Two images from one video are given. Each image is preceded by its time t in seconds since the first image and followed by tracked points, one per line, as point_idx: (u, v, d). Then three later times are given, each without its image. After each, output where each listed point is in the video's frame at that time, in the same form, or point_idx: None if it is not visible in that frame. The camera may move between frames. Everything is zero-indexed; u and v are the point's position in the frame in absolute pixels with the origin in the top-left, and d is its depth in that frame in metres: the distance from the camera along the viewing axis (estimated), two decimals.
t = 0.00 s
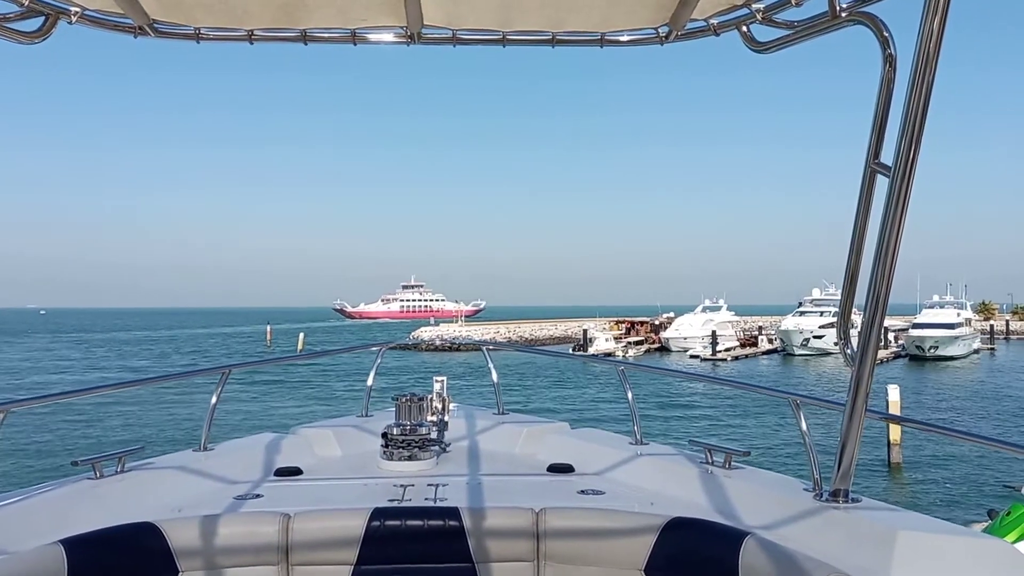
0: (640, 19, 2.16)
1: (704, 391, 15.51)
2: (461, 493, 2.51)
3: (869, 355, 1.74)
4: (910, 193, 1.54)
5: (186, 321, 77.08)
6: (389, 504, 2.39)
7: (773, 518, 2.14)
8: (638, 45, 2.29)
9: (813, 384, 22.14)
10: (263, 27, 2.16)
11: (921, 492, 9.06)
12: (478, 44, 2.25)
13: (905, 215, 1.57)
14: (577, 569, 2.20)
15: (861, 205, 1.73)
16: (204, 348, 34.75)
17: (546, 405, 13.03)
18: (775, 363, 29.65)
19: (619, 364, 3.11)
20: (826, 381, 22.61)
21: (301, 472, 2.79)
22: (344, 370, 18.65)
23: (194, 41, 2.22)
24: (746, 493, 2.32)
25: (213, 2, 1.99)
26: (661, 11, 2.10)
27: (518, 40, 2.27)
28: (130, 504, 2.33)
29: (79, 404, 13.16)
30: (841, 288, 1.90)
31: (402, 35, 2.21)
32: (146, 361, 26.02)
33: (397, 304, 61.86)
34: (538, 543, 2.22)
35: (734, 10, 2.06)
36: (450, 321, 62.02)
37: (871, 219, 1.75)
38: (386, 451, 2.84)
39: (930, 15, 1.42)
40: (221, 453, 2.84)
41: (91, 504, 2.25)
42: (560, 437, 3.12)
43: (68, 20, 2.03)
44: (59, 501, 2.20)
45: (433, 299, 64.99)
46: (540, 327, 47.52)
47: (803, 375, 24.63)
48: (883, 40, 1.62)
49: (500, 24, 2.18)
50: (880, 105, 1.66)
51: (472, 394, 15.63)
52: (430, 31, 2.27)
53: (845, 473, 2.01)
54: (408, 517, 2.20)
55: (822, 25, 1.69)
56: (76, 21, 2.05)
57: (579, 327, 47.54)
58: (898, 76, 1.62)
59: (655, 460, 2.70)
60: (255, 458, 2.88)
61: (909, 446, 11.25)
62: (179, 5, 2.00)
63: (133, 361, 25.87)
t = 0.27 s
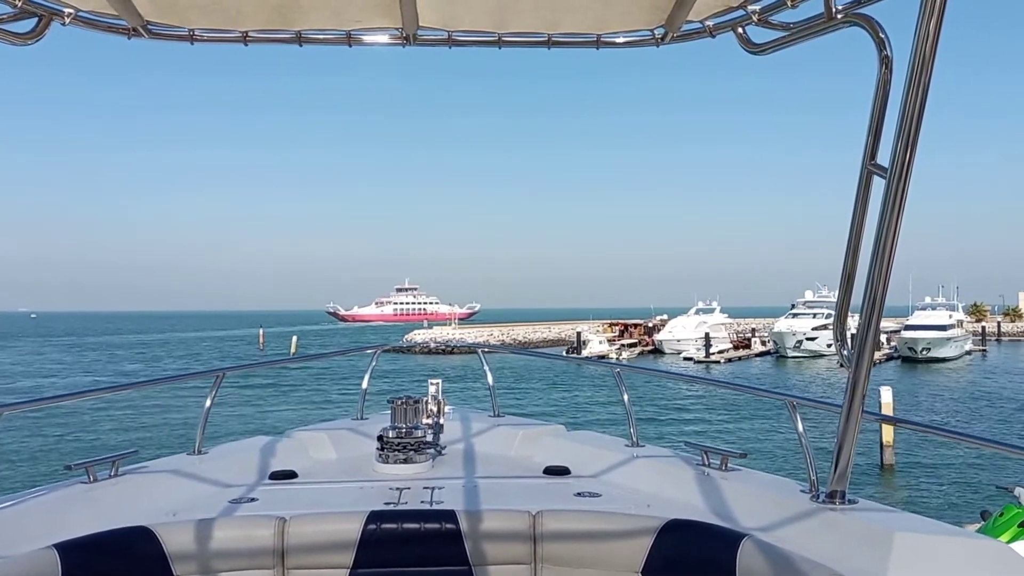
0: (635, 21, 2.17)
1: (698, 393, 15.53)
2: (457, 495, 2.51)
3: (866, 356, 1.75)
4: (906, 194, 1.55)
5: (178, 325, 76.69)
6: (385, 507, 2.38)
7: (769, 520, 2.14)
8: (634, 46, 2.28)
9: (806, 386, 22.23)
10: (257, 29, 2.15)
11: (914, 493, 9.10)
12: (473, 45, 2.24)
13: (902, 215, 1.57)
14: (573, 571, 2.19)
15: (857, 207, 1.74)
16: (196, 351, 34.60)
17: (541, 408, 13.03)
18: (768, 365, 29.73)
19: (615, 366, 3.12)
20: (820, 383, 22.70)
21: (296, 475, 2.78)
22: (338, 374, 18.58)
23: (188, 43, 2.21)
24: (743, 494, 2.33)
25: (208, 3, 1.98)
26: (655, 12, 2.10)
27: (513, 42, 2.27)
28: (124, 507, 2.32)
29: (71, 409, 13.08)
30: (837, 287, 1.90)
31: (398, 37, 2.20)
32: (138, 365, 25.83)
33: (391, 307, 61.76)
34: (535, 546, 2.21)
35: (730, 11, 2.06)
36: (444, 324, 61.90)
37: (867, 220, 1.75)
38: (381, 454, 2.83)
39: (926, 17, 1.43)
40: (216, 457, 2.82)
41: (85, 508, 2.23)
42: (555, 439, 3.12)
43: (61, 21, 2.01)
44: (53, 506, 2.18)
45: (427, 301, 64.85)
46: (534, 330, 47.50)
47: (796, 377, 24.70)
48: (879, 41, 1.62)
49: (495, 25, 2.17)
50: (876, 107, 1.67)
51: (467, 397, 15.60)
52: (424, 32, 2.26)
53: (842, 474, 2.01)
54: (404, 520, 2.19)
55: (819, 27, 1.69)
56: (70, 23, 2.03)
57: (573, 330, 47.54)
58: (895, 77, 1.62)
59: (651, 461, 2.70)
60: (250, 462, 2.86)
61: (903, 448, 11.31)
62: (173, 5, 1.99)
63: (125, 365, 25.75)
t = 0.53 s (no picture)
0: (631, 24, 2.17)
1: (692, 395, 15.56)
2: (453, 500, 2.50)
3: (862, 358, 1.75)
4: (901, 196, 1.56)
5: (169, 329, 76.32)
6: (380, 511, 2.37)
7: (765, 522, 2.15)
8: (629, 49, 2.29)
9: (799, 389, 22.31)
10: (252, 31, 2.15)
11: (906, 495, 9.15)
12: (469, 47, 2.24)
13: (898, 217, 1.58)
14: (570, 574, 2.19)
15: (852, 209, 1.75)
16: (188, 355, 34.44)
17: (535, 411, 13.02)
18: (761, 368, 29.80)
19: (610, 369, 3.12)
20: (812, 386, 22.78)
21: (291, 479, 2.77)
22: (331, 377, 18.52)
23: (182, 45, 2.20)
24: (739, 497, 2.33)
25: (203, 5, 1.97)
26: (651, 15, 2.11)
27: (508, 45, 2.27)
28: (118, 512, 2.30)
29: (62, 413, 12.99)
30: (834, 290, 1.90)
31: (393, 40, 2.20)
32: (129, 369, 25.65)
33: (384, 310, 61.63)
34: (531, 550, 2.20)
35: (725, 14, 2.06)
36: (437, 327, 61.76)
37: (863, 222, 1.76)
38: (376, 458, 2.82)
39: (921, 21, 1.45)
40: (210, 461, 2.81)
41: (78, 513, 2.21)
42: (550, 442, 3.12)
43: (55, 24, 2.00)
44: (46, 511, 2.16)
45: (420, 305, 64.72)
46: (527, 334, 47.52)
47: (789, 380, 24.78)
48: (875, 44, 1.63)
49: (490, 28, 2.18)
50: (871, 110, 1.68)
51: (461, 400, 15.57)
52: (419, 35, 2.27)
53: (838, 477, 2.02)
54: (400, 524, 2.18)
55: (814, 30, 1.70)
56: (64, 25, 2.02)
57: (566, 333, 47.52)
58: (890, 80, 1.63)
59: (647, 464, 2.71)
60: (244, 466, 2.85)
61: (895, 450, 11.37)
62: (168, 7, 1.98)
63: (116, 369, 25.60)
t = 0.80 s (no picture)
0: (628, 29, 2.18)
1: (686, 399, 15.60)
2: (449, 504, 2.50)
3: (859, 362, 1.76)
4: (897, 201, 1.57)
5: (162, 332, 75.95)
6: (377, 515, 2.37)
7: (761, 527, 2.15)
8: (625, 54, 2.30)
9: (793, 391, 22.39)
10: (249, 36, 2.14)
11: (900, 498, 9.19)
12: (464, 52, 2.24)
13: (893, 223, 1.60)
14: None
15: (848, 214, 1.76)
16: (181, 358, 34.30)
17: (530, 415, 13.02)
18: (755, 370, 29.90)
19: (605, 373, 3.12)
20: (806, 389, 22.87)
21: (286, 483, 2.76)
22: (325, 381, 18.48)
23: (178, 49, 2.20)
24: (735, 501, 2.34)
25: (199, 10, 1.97)
26: (647, 20, 2.12)
27: (504, 49, 2.28)
28: (114, 517, 2.28)
29: (55, 418, 12.92)
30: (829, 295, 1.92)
31: (388, 44, 2.20)
32: (121, 372, 25.54)
33: (379, 313, 61.55)
34: (528, 554, 2.20)
35: (720, 19, 2.07)
36: (432, 330, 61.73)
37: (859, 226, 1.77)
38: (372, 462, 2.81)
39: (917, 27, 1.46)
40: (205, 465, 2.80)
41: (75, 519, 2.20)
42: (546, 445, 3.12)
43: (51, 28, 2.00)
44: (42, 517, 2.15)
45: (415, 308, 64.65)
46: (522, 336, 47.57)
47: (783, 383, 24.85)
48: (870, 50, 1.65)
49: (486, 33, 2.18)
50: (867, 116, 1.69)
51: (455, 404, 15.56)
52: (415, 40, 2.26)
53: (834, 481, 2.03)
54: (396, 529, 2.17)
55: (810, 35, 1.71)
56: (59, 29, 2.01)
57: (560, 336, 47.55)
58: (886, 86, 1.65)
59: (643, 468, 2.71)
60: (239, 470, 2.84)
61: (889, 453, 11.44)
62: (164, 12, 1.98)
63: (109, 372, 25.49)
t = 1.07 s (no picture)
0: (626, 33, 2.18)
1: (683, 402, 15.60)
2: (446, 508, 2.49)
3: (857, 367, 1.76)
4: (896, 205, 1.56)
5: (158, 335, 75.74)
6: (373, 520, 2.35)
7: (759, 532, 2.15)
8: (623, 58, 2.30)
9: (790, 395, 22.41)
10: (245, 39, 2.13)
11: (897, 501, 9.19)
12: (462, 56, 2.23)
13: (891, 226, 1.59)
14: None
15: (846, 217, 1.76)
16: (176, 361, 34.21)
17: (527, 418, 13.02)
18: (752, 374, 29.93)
19: (603, 377, 3.11)
20: (803, 392, 22.90)
21: (282, 488, 2.75)
22: (322, 384, 18.46)
23: (174, 52, 2.19)
24: (733, 505, 2.33)
25: (197, 12, 1.97)
26: (645, 24, 2.11)
27: (502, 53, 2.27)
28: (108, 522, 2.27)
29: (51, 421, 12.87)
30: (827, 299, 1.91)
31: (385, 48, 2.19)
32: (117, 376, 25.48)
33: (376, 315, 61.50)
34: (525, 560, 2.19)
35: (718, 23, 2.07)
36: (429, 332, 61.68)
37: (857, 230, 1.77)
38: (368, 467, 2.80)
39: (915, 30, 1.46)
40: (201, 470, 2.78)
41: (69, 523, 2.19)
42: (543, 450, 3.11)
43: (46, 30, 1.99)
44: (36, 521, 2.13)
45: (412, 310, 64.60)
46: (518, 339, 47.55)
47: (780, 386, 24.88)
48: (868, 54, 1.65)
49: (484, 36, 2.17)
50: (865, 119, 1.69)
51: (453, 407, 15.56)
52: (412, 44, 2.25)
53: (832, 486, 2.02)
54: (392, 534, 2.16)
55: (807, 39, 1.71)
56: (55, 32, 2.01)
57: (557, 339, 47.53)
58: (883, 90, 1.64)
59: (641, 473, 2.70)
60: (235, 474, 2.82)
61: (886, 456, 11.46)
62: (160, 14, 1.97)
63: (104, 375, 25.41)
